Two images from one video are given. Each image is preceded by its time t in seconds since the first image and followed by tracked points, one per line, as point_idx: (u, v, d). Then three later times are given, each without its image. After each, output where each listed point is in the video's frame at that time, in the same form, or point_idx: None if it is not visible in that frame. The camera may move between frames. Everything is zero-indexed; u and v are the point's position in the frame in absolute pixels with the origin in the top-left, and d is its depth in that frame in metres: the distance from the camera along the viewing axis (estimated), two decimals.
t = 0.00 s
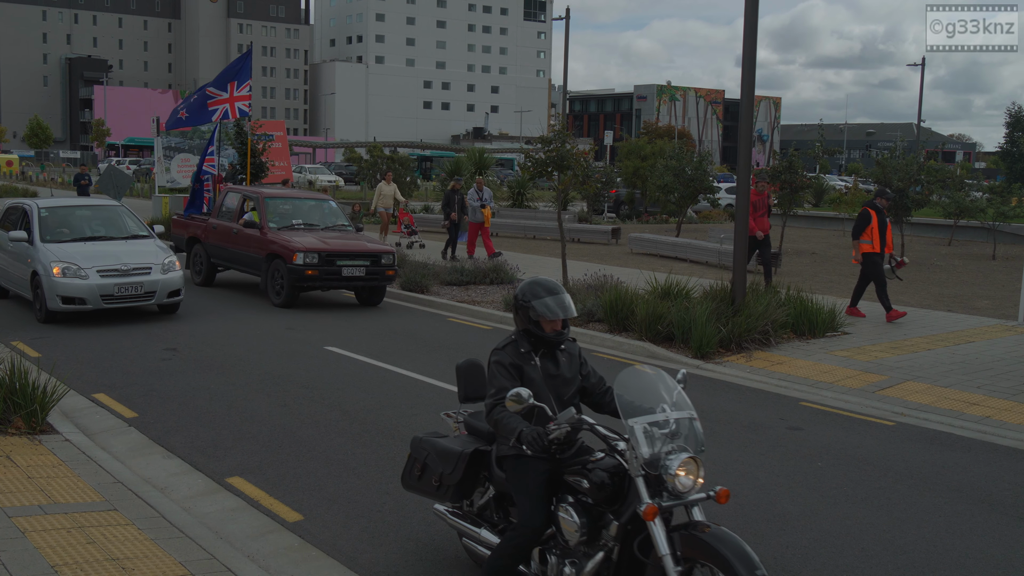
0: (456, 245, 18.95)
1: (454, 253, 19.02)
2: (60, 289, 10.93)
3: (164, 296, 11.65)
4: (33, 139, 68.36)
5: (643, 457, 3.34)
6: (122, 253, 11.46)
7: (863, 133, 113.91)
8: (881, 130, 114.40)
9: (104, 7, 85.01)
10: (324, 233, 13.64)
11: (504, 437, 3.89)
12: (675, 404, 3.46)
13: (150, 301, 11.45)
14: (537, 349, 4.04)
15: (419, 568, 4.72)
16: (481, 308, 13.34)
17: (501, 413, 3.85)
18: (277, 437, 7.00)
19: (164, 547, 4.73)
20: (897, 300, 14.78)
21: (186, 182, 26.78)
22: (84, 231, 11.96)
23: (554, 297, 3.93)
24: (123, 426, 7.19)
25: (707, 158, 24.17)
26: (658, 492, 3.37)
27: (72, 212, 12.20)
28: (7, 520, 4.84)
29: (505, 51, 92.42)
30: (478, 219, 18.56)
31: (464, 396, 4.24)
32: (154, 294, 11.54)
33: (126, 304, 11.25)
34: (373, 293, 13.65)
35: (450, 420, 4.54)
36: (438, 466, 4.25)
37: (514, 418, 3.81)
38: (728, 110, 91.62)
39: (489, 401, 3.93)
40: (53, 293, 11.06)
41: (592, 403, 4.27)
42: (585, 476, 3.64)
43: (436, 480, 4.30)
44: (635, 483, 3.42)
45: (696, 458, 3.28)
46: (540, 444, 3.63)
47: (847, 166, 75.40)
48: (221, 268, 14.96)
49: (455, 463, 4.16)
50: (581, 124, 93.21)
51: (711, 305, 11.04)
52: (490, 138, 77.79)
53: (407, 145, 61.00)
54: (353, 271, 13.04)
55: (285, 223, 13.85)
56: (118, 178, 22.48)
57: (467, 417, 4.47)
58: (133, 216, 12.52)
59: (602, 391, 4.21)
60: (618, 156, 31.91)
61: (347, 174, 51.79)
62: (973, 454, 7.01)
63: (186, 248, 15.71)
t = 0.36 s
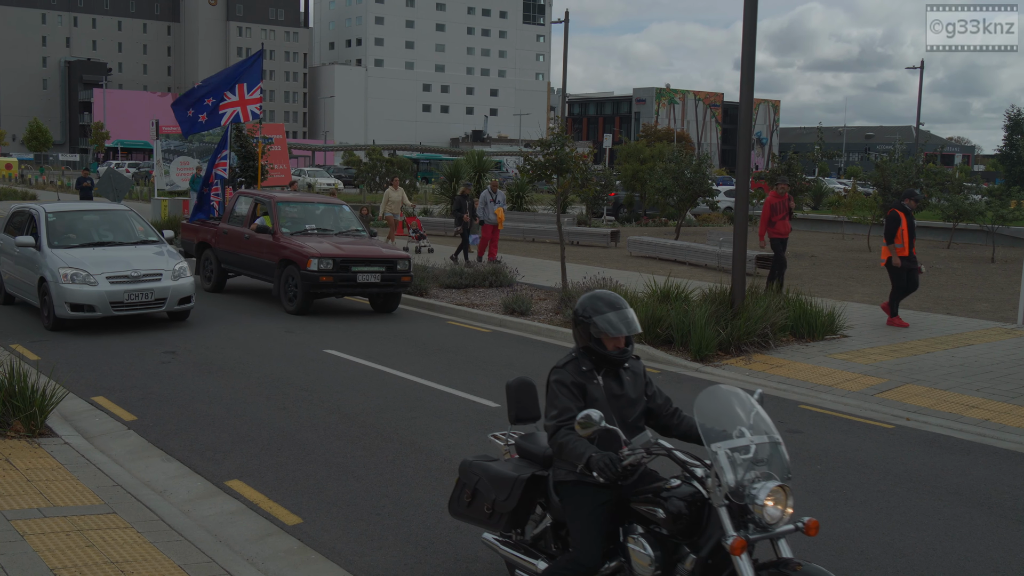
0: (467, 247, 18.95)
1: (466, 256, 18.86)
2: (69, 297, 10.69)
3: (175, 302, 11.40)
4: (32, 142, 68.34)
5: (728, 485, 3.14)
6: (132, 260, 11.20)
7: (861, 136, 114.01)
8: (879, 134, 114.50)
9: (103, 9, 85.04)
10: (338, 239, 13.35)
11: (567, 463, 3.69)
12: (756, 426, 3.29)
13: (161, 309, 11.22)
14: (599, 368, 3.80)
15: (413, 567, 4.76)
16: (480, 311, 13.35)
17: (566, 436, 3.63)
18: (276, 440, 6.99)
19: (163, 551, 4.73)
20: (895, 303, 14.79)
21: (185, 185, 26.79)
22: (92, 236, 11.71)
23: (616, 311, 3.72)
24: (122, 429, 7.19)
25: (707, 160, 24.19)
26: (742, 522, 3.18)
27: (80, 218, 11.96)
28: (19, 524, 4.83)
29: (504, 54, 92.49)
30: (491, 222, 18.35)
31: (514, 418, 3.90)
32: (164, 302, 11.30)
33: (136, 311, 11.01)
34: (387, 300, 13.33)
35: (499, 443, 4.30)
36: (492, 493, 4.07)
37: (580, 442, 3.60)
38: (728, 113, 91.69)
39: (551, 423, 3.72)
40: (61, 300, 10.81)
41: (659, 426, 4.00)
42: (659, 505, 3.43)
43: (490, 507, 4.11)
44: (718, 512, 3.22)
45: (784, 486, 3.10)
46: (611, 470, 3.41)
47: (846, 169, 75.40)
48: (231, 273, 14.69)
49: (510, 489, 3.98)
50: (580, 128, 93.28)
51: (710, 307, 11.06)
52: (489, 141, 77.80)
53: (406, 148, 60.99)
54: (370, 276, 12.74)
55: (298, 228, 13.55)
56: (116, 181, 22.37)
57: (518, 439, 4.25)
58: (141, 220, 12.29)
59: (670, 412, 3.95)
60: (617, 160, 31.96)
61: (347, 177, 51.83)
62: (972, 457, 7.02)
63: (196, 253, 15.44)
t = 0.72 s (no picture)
0: (480, 251, 18.86)
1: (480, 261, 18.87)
2: (78, 302, 10.43)
3: (185, 308, 11.15)
4: (30, 145, 68.23)
5: (822, 519, 2.89)
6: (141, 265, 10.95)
7: (860, 138, 114.10)
8: (877, 136, 114.58)
9: (102, 11, 85.05)
10: (353, 243, 13.04)
11: (637, 490, 3.32)
12: (848, 456, 3.01)
13: (170, 315, 10.97)
14: (670, 386, 3.48)
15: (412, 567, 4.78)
16: (479, 313, 13.36)
17: (639, 459, 3.27)
18: (275, 443, 6.99)
19: (162, 554, 4.72)
20: (894, 306, 14.80)
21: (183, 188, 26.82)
22: (100, 241, 11.48)
23: (689, 325, 3.43)
24: (120, 431, 7.18)
25: (705, 163, 24.21)
26: (837, 560, 2.91)
27: (88, 222, 11.72)
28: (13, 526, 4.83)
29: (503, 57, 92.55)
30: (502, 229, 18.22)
31: (568, 438, 3.71)
32: (175, 308, 11.05)
33: (147, 318, 10.76)
34: (403, 306, 12.99)
35: (552, 466, 3.88)
36: (547, 522, 3.59)
37: (655, 467, 3.23)
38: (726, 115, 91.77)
39: (621, 446, 3.36)
40: (69, 306, 10.55)
41: (730, 450, 3.69)
42: (740, 538, 3.11)
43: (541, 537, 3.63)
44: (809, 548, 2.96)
45: (886, 520, 2.83)
46: (693, 501, 3.05)
47: (844, 171, 75.26)
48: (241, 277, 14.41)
49: (569, 517, 3.51)
50: (579, 130, 93.27)
51: (709, 309, 11.08)
52: (488, 144, 77.74)
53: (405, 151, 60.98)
54: (385, 281, 12.40)
55: (310, 231, 13.25)
56: (116, 182, 22.34)
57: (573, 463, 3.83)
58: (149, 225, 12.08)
59: (744, 436, 3.64)
60: (615, 162, 31.97)
61: (346, 179, 51.79)
62: (971, 459, 7.03)
63: (206, 257, 15.16)
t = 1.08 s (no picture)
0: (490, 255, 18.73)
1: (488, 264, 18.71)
2: (86, 309, 10.33)
3: (196, 315, 11.03)
4: (29, 147, 68.07)
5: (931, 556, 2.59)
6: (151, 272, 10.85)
7: (858, 141, 114.15)
8: (875, 139, 114.62)
9: (100, 14, 84.92)
10: (366, 248, 12.94)
11: (716, 520, 3.05)
12: (950, 486, 2.70)
13: (181, 322, 10.87)
14: (749, 407, 3.17)
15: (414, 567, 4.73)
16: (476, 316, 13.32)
17: (721, 488, 2.99)
18: (275, 445, 6.93)
19: (161, 556, 4.66)
20: (893, 308, 14.75)
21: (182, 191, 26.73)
22: (108, 247, 11.39)
23: (771, 341, 3.11)
24: (117, 434, 7.12)
25: (704, 165, 24.16)
26: None
27: (96, 228, 11.62)
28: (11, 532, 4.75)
29: (501, 59, 92.51)
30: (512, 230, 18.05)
31: (629, 460, 3.54)
32: (185, 315, 10.93)
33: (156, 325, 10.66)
34: (416, 312, 12.89)
35: (610, 490, 3.55)
36: (613, 551, 3.31)
37: (739, 496, 2.95)
38: (725, 117, 91.79)
39: (698, 472, 3.07)
40: (77, 313, 10.45)
41: (812, 476, 3.39)
42: None
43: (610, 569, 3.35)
44: None
45: (1002, 557, 2.50)
46: (788, 535, 2.77)
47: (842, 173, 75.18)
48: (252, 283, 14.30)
49: (637, 547, 3.22)
50: (577, 132, 93.25)
51: (707, 312, 11.05)
52: (486, 146, 77.68)
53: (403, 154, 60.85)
54: (401, 287, 12.27)
55: (323, 236, 13.14)
56: (113, 187, 22.26)
57: (635, 486, 3.53)
58: (158, 231, 11.99)
59: (827, 461, 3.34)
60: (614, 165, 31.93)
61: (346, 181, 51.72)
62: (972, 461, 6.98)
63: (216, 262, 15.05)
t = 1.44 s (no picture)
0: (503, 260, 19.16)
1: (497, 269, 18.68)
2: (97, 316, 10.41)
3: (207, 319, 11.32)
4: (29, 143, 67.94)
5: None
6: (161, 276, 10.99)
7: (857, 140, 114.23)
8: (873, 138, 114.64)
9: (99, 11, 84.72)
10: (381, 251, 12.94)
11: (804, 549, 3.44)
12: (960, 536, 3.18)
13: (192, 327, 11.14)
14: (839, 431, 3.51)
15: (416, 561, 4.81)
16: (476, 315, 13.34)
17: (816, 519, 3.36)
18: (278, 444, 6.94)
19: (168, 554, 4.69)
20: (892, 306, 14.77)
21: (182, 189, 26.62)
22: (117, 248, 11.29)
23: (866, 358, 3.45)
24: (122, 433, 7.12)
25: (703, 164, 24.15)
26: None
27: (106, 231, 11.41)
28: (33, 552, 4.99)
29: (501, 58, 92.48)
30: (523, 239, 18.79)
31: (697, 482, 3.90)
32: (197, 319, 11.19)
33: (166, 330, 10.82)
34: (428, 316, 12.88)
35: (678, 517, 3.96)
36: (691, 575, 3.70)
37: (834, 529, 3.32)
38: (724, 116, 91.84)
39: (790, 500, 3.43)
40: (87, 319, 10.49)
41: (902, 502, 3.72)
42: None
43: None
44: None
45: None
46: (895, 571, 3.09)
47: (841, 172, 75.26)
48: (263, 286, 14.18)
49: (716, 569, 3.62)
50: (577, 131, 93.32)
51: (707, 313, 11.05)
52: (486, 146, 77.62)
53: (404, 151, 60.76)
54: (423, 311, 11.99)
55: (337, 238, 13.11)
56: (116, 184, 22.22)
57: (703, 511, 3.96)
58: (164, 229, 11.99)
59: (919, 487, 3.69)
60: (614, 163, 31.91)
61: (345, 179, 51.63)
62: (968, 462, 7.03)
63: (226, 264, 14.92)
